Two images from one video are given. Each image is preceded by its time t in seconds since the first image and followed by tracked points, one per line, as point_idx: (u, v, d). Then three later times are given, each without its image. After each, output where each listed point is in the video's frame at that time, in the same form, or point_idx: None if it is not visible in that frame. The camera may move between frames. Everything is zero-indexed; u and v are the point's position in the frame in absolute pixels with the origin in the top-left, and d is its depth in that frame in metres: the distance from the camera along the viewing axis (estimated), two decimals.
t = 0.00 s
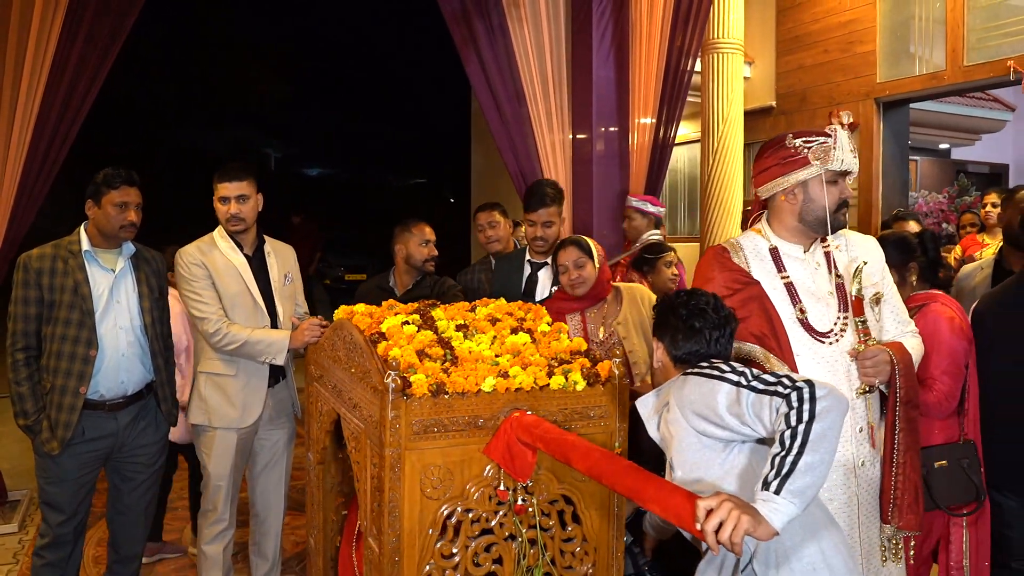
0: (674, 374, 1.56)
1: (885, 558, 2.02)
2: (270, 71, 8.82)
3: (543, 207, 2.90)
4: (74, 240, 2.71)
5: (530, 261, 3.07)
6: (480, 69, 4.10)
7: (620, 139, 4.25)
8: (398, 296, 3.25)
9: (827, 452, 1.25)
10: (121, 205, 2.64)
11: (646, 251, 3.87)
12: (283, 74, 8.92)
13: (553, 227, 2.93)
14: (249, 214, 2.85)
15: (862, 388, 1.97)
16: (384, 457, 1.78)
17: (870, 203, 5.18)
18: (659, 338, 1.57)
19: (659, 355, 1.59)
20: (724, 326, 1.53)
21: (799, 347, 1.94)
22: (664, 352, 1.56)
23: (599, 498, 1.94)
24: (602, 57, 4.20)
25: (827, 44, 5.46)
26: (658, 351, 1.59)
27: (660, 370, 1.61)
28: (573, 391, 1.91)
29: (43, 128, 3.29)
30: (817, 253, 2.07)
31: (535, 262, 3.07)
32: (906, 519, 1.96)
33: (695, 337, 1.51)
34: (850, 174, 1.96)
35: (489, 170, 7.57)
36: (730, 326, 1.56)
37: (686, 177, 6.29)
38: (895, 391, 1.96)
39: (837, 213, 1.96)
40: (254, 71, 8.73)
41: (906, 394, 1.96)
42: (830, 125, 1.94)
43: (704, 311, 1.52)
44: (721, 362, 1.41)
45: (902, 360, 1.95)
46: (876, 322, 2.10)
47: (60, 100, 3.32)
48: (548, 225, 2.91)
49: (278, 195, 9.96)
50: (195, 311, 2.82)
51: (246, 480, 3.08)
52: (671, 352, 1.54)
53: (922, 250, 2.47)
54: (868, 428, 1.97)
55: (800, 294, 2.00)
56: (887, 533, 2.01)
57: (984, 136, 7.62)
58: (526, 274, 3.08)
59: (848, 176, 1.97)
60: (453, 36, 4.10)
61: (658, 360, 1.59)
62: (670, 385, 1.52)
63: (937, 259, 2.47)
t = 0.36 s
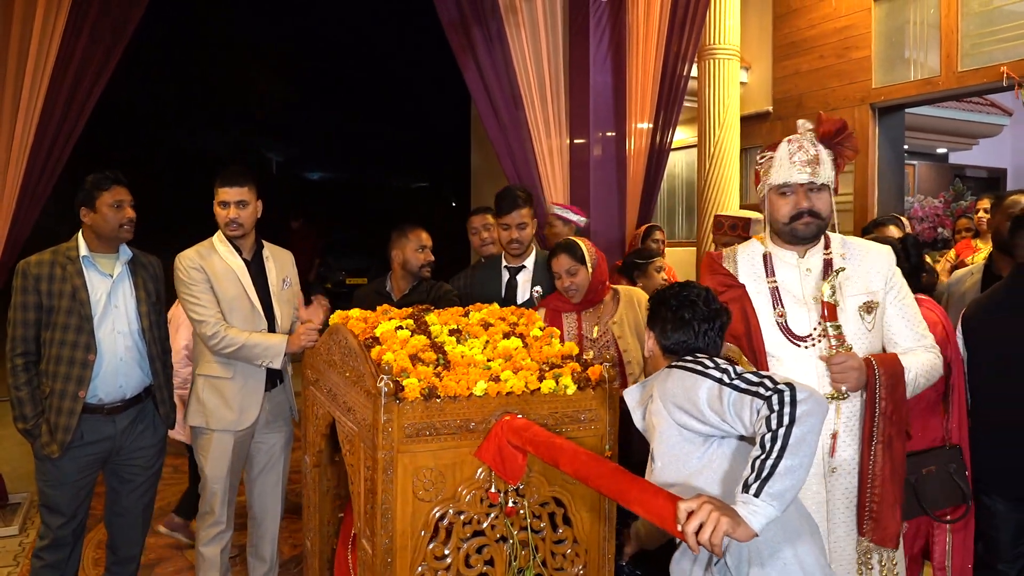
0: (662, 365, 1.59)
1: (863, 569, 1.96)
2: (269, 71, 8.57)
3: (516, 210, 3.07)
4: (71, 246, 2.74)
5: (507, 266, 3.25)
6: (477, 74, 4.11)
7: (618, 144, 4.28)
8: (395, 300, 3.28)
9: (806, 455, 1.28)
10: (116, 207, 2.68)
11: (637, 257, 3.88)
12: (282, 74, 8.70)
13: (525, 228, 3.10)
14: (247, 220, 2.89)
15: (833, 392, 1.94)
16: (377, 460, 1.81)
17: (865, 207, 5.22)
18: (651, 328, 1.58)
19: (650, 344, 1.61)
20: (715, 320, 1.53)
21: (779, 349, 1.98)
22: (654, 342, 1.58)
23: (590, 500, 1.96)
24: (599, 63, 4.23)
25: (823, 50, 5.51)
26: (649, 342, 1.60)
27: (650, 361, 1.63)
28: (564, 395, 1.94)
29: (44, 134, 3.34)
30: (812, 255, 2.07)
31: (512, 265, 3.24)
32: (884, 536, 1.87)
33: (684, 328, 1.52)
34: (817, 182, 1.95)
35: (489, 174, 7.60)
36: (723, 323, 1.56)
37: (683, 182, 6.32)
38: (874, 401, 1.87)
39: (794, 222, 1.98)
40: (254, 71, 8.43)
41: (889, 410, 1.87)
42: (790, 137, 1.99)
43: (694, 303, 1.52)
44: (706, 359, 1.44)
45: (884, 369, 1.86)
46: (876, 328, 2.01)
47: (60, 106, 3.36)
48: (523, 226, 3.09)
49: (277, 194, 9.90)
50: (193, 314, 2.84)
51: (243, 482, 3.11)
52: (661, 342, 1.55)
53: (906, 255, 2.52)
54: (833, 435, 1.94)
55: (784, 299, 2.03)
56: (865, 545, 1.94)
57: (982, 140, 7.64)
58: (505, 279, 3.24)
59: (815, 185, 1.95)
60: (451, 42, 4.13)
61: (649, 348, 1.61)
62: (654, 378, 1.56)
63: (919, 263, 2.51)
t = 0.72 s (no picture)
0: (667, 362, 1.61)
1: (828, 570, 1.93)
2: (271, 74, 8.41)
3: (508, 215, 3.13)
4: (72, 254, 2.78)
5: (500, 273, 3.29)
6: (477, 81, 4.14)
7: (617, 151, 4.31)
8: (396, 307, 3.31)
9: (793, 457, 1.31)
10: (120, 216, 2.72)
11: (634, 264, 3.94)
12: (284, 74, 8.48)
13: (519, 231, 3.15)
14: (248, 230, 2.92)
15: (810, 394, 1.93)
16: (377, 464, 1.84)
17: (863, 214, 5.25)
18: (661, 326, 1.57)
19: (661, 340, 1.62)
20: (721, 322, 1.50)
21: (766, 347, 2.06)
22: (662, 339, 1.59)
23: (587, 504, 1.99)
24: (599, 71, 4.26)
25: (820, 58, 5.55)
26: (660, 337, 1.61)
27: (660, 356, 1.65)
28: (562, 400, 1.98)
29: (49, 141, 3.38)
30: (823, 258, 2.06)
31: (504, 272, 3.28)
32: (841, 546, 1.84)
33: (689, 328, 1.50)
34: (788, 199, 1.94)
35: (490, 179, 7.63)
36: (733, 329, 1.52)
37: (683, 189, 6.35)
38: (842, 405, 1.82)
39: (780, 240, 2.02)
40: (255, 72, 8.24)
41: (858, 418, 1.82)
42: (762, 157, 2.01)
43: (700, 305, 1.51)
44: (700, 358, 1.47)
45: (860, 376, 1.81)
46: (873, 335, 1.94)
47: (65, 113, 3.40)
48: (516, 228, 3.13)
49: (277, 197, 9.37)
50: (195, 320, 2.88)
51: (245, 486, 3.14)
52: (667, 341, 1.54)
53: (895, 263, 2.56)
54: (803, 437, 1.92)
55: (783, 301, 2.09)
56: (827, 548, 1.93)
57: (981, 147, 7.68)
58: (498, 286, 3.28)
59: (790, 202, 1.95)
60: (451, 49, 4.16)
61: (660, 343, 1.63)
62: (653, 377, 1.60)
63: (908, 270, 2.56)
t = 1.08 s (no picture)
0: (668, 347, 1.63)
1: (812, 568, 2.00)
2: (272, 75, 8.36)
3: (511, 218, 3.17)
4: (72, 260, 2.80)
5: (501, 277, 3.32)
6: (477, 87, 4.18)
7: (615, 156, 4.37)
8: (394, 312, 3.33)
9: (787, 463, 1.33)
10: (124, 224, 2.74)
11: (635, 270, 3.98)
12: (286, 78, 8.46)
13: (523, 235, 3.19)
14: (244, 241, 2.94)
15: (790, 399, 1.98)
16: (377, 467, 1.87)
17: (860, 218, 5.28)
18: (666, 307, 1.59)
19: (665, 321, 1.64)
20: (725, 308, 1.51)
21: (758, 352, 2.11)
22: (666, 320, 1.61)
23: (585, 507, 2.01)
24: (598, 76, 4.32)
25: (817, 64, 5.60)
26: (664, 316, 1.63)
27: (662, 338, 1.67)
28: (559, 404, 2.00)
29: (51, 148, 3.41)
30: (818, 262, 2.10)
31: (506, 276, 3.30)
32: (819, 548, 1.91)
33: (694, 310, 1.51)
34: (770, 213, 2.03)
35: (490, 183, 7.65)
36: (738, 312, 1.53)
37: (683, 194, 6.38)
38: (823, 411, 1.87)
39: (773, 251, 2.09)
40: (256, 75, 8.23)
41: (837, 422, 1.87)
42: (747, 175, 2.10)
43: (705, 287, 1.52)
44: (702, 350, 1.49)
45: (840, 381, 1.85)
46: (861, 340, 1.97)
47: (67, 121, 3.43)
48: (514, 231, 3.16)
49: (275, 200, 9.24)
50: (195, 324, 2.91)
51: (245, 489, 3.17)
52: (671, 321, 1.56)
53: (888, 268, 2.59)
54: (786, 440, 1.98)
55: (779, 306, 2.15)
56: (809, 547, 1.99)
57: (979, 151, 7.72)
58: (498, 290, 3.31)
59: (773, 215, 2.03)
60: (452, 55, 4.20)
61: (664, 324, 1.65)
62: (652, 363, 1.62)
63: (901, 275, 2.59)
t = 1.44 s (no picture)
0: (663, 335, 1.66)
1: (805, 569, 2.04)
2: (272, 76, 8.27)
3: (515, 223, 3.20)
4: (72, 266, 2.83)
5: (503, 282, 3.35)
6: (477, 95, 4.23)
7: (614, 161, 4.38)
8: (396, 317, 3.36)
9: (764, 452, 1.37)
10: (122, 231, 2.78)
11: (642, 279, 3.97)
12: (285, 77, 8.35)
13: (526, 240, 3.23)
14: (245, 245, 2.98)
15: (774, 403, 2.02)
16: (376, 470, 1.90)
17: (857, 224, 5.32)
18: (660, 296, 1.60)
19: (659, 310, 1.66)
20: (718, 294, 1.53)
21: (749, 357, 2.15)
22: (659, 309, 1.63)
23: (579, 509, 2.04)
24: (596, 81, 4.35)
25: (814, 70, 5.64)
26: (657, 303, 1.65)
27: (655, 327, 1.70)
28: (555, 408, 2.03)
29: (53, 157, 3.45)
30: (805, 268, 2.14)
31: (509, 282, 3.34)
32: (816, 548, 1.95)
33: (688, 298, 1.53)
34: (753, 224, 2.06)
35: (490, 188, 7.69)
36: (730, 301, 1.55)
37: (681, 199, 6.42)
38: (814, 413, 1.92)
39: (758, 258, 2.14)
40: (254, 73, 8.08)
41: (826, 425, 1.92)
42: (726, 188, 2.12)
43: (700, 273, 1.53)
44: (677, 341, 1.52)
45: (829, 386, 1.90)
46: (848, 343, 2.01)
47: (69, 128, 3.47)
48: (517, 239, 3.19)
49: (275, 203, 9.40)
50: (196, 330, 2.95)
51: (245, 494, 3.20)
52: (665, 308, 1.57)
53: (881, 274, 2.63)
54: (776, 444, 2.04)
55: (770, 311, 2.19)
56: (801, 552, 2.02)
57: (976, 157, 7.75)
58: (500, 296, 3.35)
59: (755, 226, 2.06)
60: (451, 63, 4.23)
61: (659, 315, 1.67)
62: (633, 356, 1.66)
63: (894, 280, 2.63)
